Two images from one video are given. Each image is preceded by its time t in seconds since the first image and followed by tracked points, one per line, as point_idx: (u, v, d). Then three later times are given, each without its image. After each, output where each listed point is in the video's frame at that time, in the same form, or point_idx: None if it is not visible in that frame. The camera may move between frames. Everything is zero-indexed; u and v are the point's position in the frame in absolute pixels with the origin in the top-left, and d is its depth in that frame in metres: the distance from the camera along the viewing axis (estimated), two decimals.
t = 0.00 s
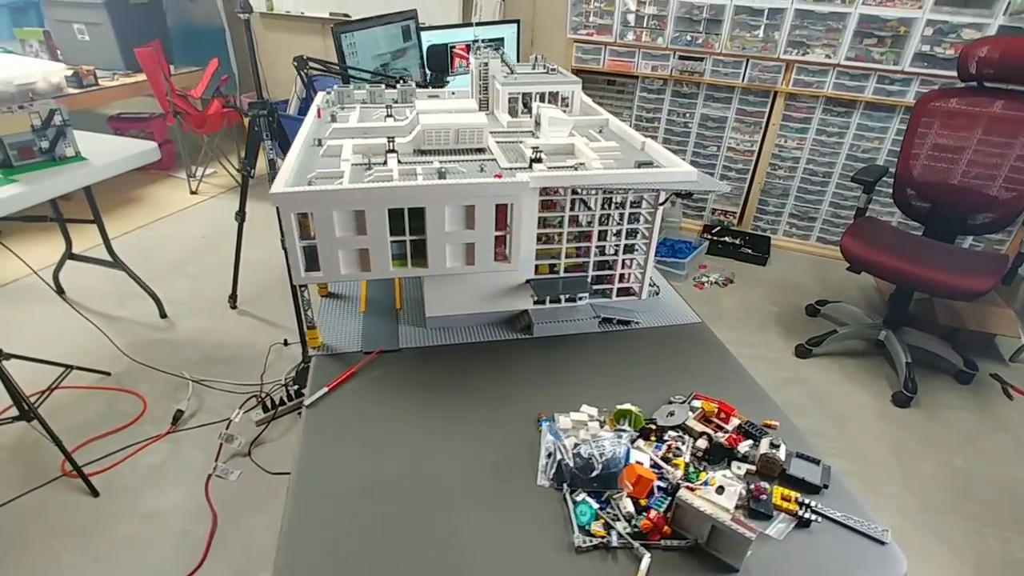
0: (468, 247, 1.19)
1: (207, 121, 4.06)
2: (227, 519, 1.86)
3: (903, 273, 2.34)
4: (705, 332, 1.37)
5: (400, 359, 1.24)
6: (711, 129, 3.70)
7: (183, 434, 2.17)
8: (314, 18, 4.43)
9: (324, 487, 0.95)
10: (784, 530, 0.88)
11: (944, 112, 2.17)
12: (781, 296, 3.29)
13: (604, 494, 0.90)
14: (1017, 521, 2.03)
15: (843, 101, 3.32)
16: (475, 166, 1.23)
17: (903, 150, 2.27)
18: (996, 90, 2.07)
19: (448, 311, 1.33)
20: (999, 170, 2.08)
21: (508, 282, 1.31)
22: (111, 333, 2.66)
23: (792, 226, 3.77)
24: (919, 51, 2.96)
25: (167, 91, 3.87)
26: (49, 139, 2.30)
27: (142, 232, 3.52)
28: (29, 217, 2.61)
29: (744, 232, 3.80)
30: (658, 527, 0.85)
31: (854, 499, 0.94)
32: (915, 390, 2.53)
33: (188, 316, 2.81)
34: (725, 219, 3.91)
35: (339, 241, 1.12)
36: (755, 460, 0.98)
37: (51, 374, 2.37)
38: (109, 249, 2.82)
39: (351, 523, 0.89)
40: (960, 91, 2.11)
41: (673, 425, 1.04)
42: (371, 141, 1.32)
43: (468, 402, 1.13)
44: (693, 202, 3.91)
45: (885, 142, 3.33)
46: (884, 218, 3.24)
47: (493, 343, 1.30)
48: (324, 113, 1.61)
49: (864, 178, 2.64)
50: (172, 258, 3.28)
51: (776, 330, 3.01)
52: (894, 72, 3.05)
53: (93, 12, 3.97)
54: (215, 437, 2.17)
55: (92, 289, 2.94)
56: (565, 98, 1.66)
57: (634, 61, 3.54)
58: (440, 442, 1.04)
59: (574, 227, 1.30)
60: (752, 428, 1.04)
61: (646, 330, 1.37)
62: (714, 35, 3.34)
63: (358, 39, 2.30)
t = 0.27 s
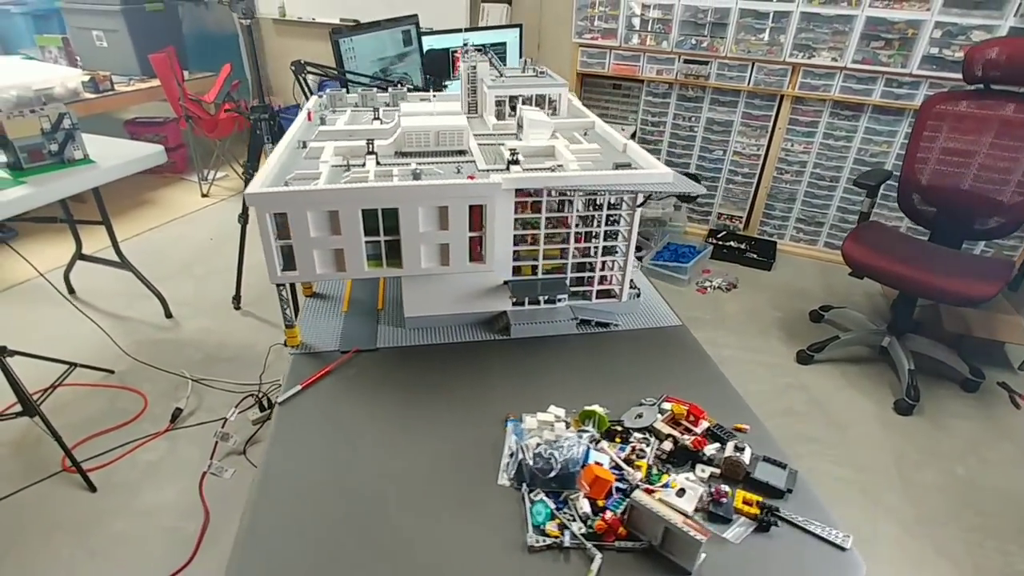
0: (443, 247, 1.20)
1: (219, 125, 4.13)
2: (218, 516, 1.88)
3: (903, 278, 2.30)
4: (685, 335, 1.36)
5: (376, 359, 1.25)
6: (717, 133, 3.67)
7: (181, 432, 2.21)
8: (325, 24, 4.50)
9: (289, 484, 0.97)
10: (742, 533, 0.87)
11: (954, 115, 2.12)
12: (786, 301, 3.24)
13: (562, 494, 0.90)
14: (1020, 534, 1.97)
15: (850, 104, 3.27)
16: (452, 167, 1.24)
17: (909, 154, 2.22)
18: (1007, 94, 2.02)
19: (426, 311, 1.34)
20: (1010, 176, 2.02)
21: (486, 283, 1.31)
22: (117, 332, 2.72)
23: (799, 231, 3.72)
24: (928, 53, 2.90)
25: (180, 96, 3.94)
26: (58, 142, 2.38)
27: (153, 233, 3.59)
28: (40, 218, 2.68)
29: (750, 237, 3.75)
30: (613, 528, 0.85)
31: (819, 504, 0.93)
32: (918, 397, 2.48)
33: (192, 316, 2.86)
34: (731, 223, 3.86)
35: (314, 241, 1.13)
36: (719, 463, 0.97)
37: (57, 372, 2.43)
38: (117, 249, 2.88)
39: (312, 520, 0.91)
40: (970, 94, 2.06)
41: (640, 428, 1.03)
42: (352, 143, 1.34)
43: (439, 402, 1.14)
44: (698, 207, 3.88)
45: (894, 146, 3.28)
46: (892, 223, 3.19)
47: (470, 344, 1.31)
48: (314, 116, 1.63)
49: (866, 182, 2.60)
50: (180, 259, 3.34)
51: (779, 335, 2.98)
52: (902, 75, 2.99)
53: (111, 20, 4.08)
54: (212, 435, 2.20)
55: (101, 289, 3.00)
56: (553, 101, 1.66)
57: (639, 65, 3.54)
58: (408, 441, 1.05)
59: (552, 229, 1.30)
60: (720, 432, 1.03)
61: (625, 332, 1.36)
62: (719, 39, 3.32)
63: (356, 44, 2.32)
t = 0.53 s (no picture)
0: (418, 247, 1.22)
1: (239, 126, 4.21)
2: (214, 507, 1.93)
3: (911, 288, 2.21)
4: (663, 339, 1.35)
5: (353, 357, 1.28)
6: (731, 139, 3.62)
7: (184, 424, 2.27)
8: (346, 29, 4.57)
9: (252, 475, 1.00)
10: (691, 538, 0.87)
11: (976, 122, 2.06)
12: (796, 310, 3.18)
13: (513, 492, 0.91)
14: None
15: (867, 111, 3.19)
16: (430, 169, 1.26)
17: (924, 160, 2.17)
18: None
19: (405, 310, 1.36)
20: None
21: (463, 284, 1.33)
22: (132, 325, 2.81)
23: (815, 239, 3.61)
24: (948, 59, 2.77)
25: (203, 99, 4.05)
26: (79, 142, 2.48)
27: (173, 231, 3.70)
28: (62, 215, 2.79)
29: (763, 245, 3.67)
30: (558, 528, 0.86)
31: (775, 512, 0.92)
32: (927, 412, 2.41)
33: (204, 313, 2.94)
34: (744, 231, 3.77)
35: (291, 239, 1.16)
36: (676, 467, 0.97)
37: (72, 363, 2.52)
38: (135, 246, 2.98)
39: (269, 510, 0.93)
40: (992, 100, 2.00)
41: (601, 430, 1.04)
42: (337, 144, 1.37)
43: (408, 400, 1.16)
44: (711, 213, 3.83)
45: (913, 153, 3.19)
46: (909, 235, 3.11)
47: (446, 343, 1.32)
48: (311, 118, 1.67)
49: (876, 190, 2.54)
50: (197, 257, 3.43)
51: (787, 345, 2.93)
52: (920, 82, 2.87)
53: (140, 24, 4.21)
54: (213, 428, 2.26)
55: (120, 284, 3.11)
56: (543, 105, 1.69)
57: (653, 70, 3.48)
58: (373, 436, 1.07)
59: (530, 231, 1.31)
60: (682, 437, 1.02)
61: (602, 336, 1.36)
62: (733, 44, 3.24)
63: (362, 48, 2.37)
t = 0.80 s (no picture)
0: (406, 246, 1.25)
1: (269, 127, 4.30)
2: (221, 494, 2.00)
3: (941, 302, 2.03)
4: (651, 343, 1.35)
5: (343, 352, 1.32)
6: (755, 143, 3.54)
7: (199, 414, 2.35)
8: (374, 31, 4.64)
9: (234, 462, 1.04)
10: (650, 540, 0.87)
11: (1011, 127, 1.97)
12: (815, 318, 3.11)
13: (478, 488, 0.93)
14: None
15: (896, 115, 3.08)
16: (420, 171, 1.29)
17: (949, 165, 2.10)
18: None
19: (396, 308, 1.39)
20: None
21: (452, 284, 1.36)
22: (158, 318, 2.92)
23: (839, 246, 3.51)
24: (981, 61, 2.64)
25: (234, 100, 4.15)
26: (109, 141, 2.59)
27: (202, 228, 3.83)
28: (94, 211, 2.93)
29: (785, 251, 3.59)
30: (518, 524, 0.87)
31: (741, 519, 0.91)
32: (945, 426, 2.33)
33: (226, 307, 3.04)
34: (766, 237, 3.69)
35: (282, 236, 1.21)
36: (645, 470, 0.97)
37: (99, 352, 2.64)
38: (162, 242, 3.10)
39: (245, 497, 0.97)
40: None
41: (574, 430, 1.05)
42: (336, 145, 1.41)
43: (391, 396, 1.19)
44: (733, 218, 3.76)
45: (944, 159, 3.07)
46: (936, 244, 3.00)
47: (435, 342, 1.35)
48: (318, 119, 1.71)
49: (896, 197, 2.47)
50: (223, 253, 3.54)
51: (803, 353, 2.86)
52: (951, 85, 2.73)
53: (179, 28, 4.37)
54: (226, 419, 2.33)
55: (149, 278, 3.24)
56: (545, 107, 1.71)
57: (674, 73, 3.36)
58: (352, 430, 1.10)
59: (519, 232, 1.33)
60: (655, 439, 1.02)
61: (590, 338, 1.37)
62: (757, 46, 3.12)
63: (378, 51, 2.43)
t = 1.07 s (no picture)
0: (406, 248, 1.26)
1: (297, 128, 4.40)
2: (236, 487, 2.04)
3: (967, 312, 1.96)
4: (653, 350, 1.33)
5: (344, 353, 1.34)
6: (781, 147, 3.46)
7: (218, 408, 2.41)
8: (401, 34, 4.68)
9: (230, 459, 1.06)
10: (633, 550, 0.86)
11: None
12: (840, 327, 3.02)
13: (463, 490, 0.93)
14: None
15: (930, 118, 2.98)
16: (422, 174, 1.30)
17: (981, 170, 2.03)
18: None
19: (398, 309, 1.40)
20: None
21: (453, 286, 1.37)
22: (184, 313, 3.01)
23: (868, 253, 3.40)
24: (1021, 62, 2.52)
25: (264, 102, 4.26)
26: (139, 142, 2.68)
27: (230, 226, 3.92)
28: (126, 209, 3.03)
29: (811, 257, 3.51)
30: (499, 529, 0.87)
31: (728, 532, 0.89)
32: (972, 442, 2.24)
33: (249, 304, 3.11)
34: (793, 242, 3.61)
35: (286, 237, 1.23)
36: (633, 478, 0.96)
37: (127, 345, 2.73)
38: (190, 239, 3.19)
39: (238, 494, 0.99)
40: None
41: (564, 436, 1.04)
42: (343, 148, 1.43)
43: (387, 398, 1.20)
44: (758, 223, 3.68)
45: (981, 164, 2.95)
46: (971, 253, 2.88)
47: (434, 344, 1.36)
48: (332, 122, 1.73)
49: (925, 204, 2.38)
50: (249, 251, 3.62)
51: (826, 362, 2.79)
52: (989, 87, 2.61)
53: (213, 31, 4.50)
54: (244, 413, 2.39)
55: (178, 274, 3.33)
56: (554, 111, 1.71)
57: (699, 75, 3.31)
58: (346, 431, 1.12)
59: (520, 236, 1.33)
60: (645, 448, 1.01)
61: (590, 343, 1.36)
62: (784, 48, 3.03)
63: (396, 55, 2.46)
